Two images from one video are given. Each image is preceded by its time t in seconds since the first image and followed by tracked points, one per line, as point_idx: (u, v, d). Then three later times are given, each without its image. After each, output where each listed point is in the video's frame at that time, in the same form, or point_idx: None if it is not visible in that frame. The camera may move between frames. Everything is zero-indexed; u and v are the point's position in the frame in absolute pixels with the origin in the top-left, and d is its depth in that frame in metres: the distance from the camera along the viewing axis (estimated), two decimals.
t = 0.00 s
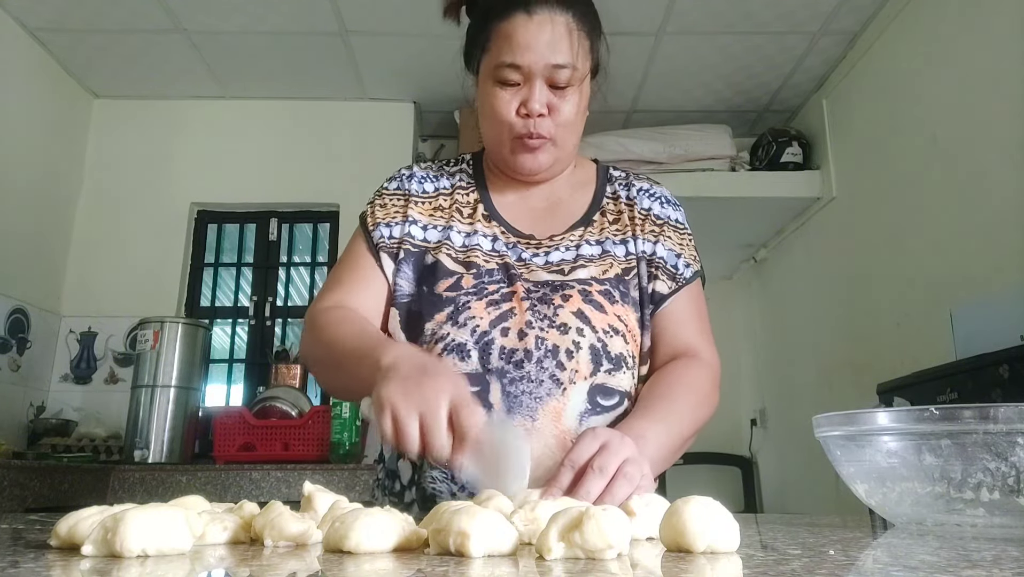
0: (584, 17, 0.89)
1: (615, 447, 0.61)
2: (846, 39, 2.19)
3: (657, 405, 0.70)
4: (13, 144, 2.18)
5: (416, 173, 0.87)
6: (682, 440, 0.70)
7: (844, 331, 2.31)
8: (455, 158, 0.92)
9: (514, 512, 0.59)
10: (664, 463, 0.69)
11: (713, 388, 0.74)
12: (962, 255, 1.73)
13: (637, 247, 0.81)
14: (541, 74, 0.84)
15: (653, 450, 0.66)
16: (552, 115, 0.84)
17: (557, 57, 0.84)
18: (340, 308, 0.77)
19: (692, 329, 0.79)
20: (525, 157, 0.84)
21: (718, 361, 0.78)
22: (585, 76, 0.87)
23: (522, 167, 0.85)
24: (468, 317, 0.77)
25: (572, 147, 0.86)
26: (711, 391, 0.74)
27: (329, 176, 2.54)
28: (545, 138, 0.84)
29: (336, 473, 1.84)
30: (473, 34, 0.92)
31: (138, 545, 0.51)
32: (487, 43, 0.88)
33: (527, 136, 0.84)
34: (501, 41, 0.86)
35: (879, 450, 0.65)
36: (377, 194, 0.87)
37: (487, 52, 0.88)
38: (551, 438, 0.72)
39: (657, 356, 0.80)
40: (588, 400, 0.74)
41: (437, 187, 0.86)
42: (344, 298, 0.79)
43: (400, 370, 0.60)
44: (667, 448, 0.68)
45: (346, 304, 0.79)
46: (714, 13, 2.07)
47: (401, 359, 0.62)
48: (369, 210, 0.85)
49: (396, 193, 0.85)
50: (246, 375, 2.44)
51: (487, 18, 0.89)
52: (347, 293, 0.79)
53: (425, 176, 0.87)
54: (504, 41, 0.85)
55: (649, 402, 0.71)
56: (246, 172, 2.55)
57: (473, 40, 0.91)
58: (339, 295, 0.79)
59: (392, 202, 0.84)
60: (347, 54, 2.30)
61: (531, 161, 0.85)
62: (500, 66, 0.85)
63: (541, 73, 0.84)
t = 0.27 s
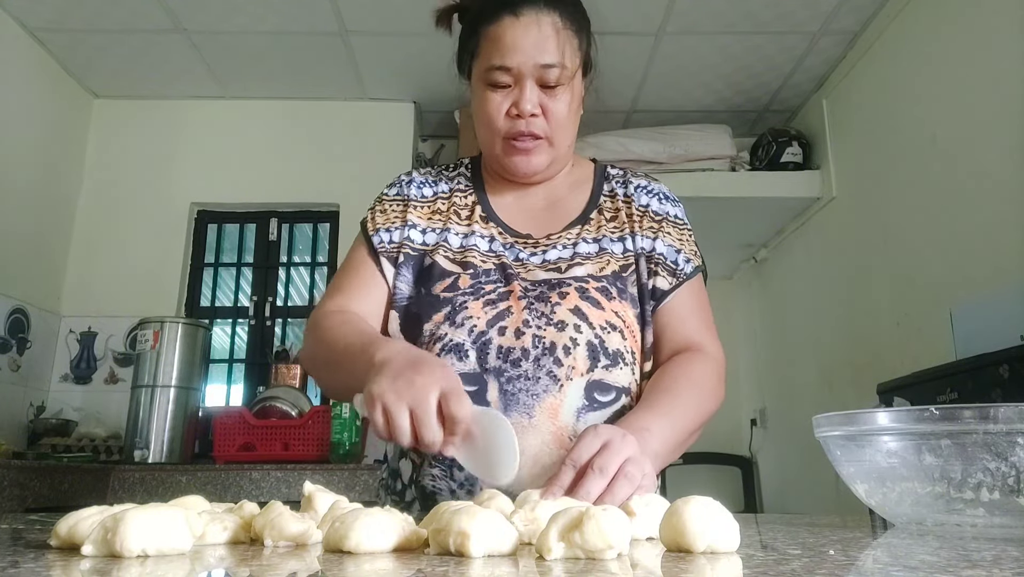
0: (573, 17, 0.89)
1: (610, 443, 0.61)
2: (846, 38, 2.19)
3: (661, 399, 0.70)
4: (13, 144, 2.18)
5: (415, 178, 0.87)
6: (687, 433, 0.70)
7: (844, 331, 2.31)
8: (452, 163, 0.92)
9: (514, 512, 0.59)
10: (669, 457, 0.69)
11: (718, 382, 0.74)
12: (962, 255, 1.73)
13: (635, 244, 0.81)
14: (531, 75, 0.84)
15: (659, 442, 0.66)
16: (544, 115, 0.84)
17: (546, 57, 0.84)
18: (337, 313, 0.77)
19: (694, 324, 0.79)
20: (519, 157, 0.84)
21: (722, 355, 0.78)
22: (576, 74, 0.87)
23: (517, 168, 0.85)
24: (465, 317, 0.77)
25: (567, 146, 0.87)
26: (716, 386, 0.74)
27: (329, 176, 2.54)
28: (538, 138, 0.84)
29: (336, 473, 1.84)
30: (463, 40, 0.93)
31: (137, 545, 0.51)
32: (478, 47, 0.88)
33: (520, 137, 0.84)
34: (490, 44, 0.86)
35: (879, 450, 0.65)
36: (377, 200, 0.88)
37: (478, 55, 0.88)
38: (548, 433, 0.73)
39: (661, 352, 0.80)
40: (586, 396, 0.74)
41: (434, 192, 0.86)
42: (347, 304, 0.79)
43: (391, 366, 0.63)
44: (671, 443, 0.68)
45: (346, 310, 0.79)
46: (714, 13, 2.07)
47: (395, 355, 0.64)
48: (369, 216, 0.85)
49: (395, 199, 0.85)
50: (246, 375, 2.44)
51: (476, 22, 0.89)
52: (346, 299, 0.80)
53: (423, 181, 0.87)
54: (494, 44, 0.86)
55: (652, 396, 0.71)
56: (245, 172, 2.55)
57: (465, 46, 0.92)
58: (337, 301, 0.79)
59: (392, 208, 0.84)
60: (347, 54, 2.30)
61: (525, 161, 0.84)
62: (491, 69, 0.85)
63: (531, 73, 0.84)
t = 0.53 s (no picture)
0: (562, 17, 0.89)
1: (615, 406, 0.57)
2: (846, 38, 2.19)
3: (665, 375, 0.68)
4: (13, 144, 2.18)
5: (412, 184, 0.88)
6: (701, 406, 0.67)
7: (844, 331, 2.31)
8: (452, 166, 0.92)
9: (514, 512, 0.59)
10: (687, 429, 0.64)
11: (728, 365, 0.72)
12: (962, 255, 1.73)
13: (633, 238, 0.80)
14: (522, 74, 0.84)
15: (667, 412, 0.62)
16: (536, 115, 0.84)
17: (536, 56, 0.84)
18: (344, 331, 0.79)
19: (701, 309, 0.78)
20: (514, 157, 0.84)
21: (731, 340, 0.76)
22: (568, 72, 0.87)
23: (512, 168, 0.85)
24: (458, 317, 0.77)
25: (562, 145, 0.86)
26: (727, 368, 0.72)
27: (329, 176, 2.54)
28: (532, 137, 0.84)
29: (336, 473, 1.84)
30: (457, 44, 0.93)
31: (138, 545, 0.51)
32: (469, 50, 0.88)
33: (514, 137, 0.84)
34: (480, 46, 0.86)
35: (879, 450, 0.65)
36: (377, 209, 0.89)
37: (469, 59, 0.88)
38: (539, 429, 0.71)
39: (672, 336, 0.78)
40: (578, 392, 0.73)
41: (431, 196, 0.87)
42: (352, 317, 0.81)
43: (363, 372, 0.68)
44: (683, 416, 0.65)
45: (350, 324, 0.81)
46: (714, 13, 2.07)
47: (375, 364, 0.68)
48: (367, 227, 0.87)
49: (392, 207, 0.87)
50: (246, 375, 2.44)
51: (466, 26, 0.89)
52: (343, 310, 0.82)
53: (420, 187, 0.88)
54: (484, 46, 0.86)
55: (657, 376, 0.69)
56: (245, 172, 2.55)
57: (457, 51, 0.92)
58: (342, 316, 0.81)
59: (387, 216, 0.86)
60: (347, 54, 2.30)
61: (521, 161, 0.84)
62: (482, 71, 0.86)
63: (522, 74, 0.84)
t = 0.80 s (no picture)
0: (557, 13, 0.87)
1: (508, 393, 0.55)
2: (846, 38, 2.19)
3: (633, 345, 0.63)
4: (13, 144, 2.18)
5: (411, 192, 0.89)
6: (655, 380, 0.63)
7: (844, 331, 2.31)
8: (454, 172, 0.93)
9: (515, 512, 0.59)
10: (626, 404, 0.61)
11: (702, 337, 0.66)
12: (963, 255, 1.73)
13: (613, 230, 0.77)
14: (515, 71, 0.84)
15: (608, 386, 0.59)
16: (529, 111, 0.84)
17: (529, 52, 0.84)
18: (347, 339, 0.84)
19: (681, 283, 0.71)
20: (508, 154, 0.84)
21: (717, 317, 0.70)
22: (563, 69, 0.86)
23: (507, 166, 0.85)
24: (441, 319, 0.77)
25: (557, 142, 0.85)
26: (702, 343, 0.66)
27: (329, 175, 2.54)
28: (525, 134, 0.84)
29: (336, 473, 1.85)
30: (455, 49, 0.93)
31: (138, 545, 0.51)
32: (466, 52, 0.89)
33: (507, 133, 0.84)
34: (475, 45, 0.87)
35: (879, 450, 0.65)
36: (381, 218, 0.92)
37: (466, 60, 0.89)
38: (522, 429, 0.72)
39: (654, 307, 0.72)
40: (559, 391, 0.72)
41: (428, 202, 0.88)
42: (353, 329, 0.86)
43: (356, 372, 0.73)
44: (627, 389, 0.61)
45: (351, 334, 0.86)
46: (714, 13, 2.07)
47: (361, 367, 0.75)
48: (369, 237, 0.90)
49: (390, 217, 0.89)
50: (246, 375, 2.44)
51: (462, 28, 0.89)
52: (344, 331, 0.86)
53: (418, 194, 0.89)
54: (478, 45, 0.86)
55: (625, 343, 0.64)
56: (245, 172, 2.55)
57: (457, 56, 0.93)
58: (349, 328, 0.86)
59: (385, 225, 0.88)
60: (347, 54, 2.30)
61: (515, 159, 0.84)
62: (476, 70, 0.86)
63: (515, 71, 0.84)
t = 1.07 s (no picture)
0: (538, 8, 0.88)
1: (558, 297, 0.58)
2: (846, 38, 2.19)
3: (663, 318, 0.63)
4: (13, 144, 2.18)
5: (409, 201, 0.91)
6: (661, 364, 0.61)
7: (844, 331, 2.31)
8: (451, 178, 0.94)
9: (515, 511, 0.59)
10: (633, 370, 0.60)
11: (711, 334, 0.65)
12: (963, 255, 1.73)
13: (602, 230, 0.76)
14: (499, 68, 0.84)
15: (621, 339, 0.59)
16: (515, 107, 0.84)
17: (512, 49, 0.84)
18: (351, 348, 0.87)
19: (686, 284, 0.70)
20: (496, 151, 0.84)
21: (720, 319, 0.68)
22: (548, 64, 0.86)
23: (496, 164, 0.85)
24: (425, 324, 0.78)
25: (545, 137, 0.85)
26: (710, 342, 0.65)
27: (329, 175, 2.54)
28: (511, 130, 0.84)
29: (336, 473, 1.84)
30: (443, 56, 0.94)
31: (137, 545, 0.51)
32: (452, 54, 0.90)
33: (494, 131, 0.84)
34: (460, 47, 0.87)
35: (879, 450, 0.65)
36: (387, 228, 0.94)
37: (452, 62, 0.90)
38: (498, 433, 0.71)
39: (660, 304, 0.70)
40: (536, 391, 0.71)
41: (422, 210, 0.89)
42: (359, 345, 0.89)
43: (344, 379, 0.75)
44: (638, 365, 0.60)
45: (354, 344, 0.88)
46: (714, 13, 2.07)
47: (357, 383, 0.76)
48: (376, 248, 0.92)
49: (389, 227, 0.91)
50: (246, 375, 2.44)
51: (449, 32, 0.91)
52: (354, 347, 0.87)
53: (414, 203, 0.91)
54: (462, 45, 0.87)
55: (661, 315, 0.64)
56: (245, 172, 2.55)
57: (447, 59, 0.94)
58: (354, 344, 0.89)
59: (385, 235, 0.91)
60: (347, 54, 2.30)
61: (504, 156, 0.84)
62: (462, 70, 0.87)
63: (499, 67, 0.84)
